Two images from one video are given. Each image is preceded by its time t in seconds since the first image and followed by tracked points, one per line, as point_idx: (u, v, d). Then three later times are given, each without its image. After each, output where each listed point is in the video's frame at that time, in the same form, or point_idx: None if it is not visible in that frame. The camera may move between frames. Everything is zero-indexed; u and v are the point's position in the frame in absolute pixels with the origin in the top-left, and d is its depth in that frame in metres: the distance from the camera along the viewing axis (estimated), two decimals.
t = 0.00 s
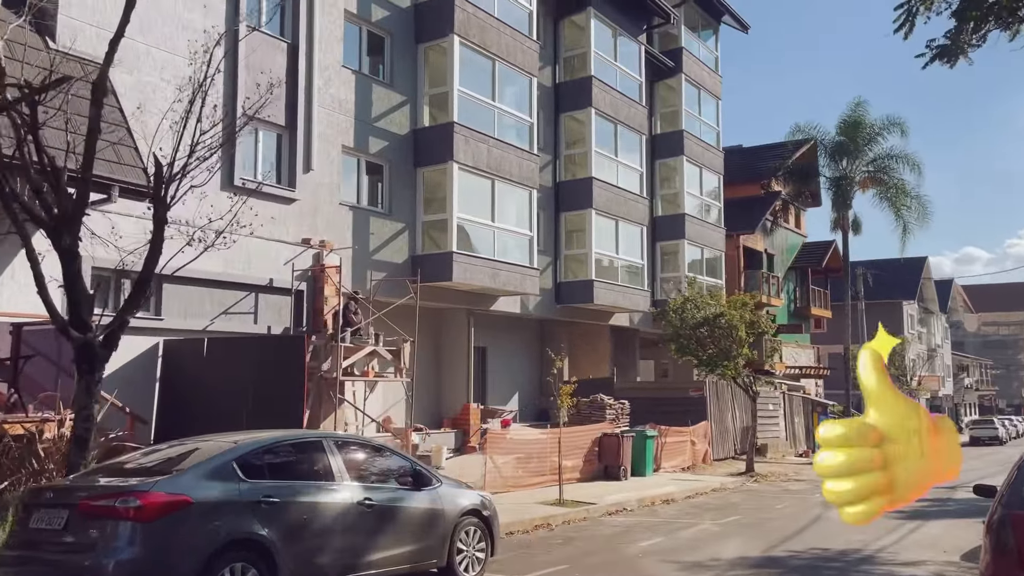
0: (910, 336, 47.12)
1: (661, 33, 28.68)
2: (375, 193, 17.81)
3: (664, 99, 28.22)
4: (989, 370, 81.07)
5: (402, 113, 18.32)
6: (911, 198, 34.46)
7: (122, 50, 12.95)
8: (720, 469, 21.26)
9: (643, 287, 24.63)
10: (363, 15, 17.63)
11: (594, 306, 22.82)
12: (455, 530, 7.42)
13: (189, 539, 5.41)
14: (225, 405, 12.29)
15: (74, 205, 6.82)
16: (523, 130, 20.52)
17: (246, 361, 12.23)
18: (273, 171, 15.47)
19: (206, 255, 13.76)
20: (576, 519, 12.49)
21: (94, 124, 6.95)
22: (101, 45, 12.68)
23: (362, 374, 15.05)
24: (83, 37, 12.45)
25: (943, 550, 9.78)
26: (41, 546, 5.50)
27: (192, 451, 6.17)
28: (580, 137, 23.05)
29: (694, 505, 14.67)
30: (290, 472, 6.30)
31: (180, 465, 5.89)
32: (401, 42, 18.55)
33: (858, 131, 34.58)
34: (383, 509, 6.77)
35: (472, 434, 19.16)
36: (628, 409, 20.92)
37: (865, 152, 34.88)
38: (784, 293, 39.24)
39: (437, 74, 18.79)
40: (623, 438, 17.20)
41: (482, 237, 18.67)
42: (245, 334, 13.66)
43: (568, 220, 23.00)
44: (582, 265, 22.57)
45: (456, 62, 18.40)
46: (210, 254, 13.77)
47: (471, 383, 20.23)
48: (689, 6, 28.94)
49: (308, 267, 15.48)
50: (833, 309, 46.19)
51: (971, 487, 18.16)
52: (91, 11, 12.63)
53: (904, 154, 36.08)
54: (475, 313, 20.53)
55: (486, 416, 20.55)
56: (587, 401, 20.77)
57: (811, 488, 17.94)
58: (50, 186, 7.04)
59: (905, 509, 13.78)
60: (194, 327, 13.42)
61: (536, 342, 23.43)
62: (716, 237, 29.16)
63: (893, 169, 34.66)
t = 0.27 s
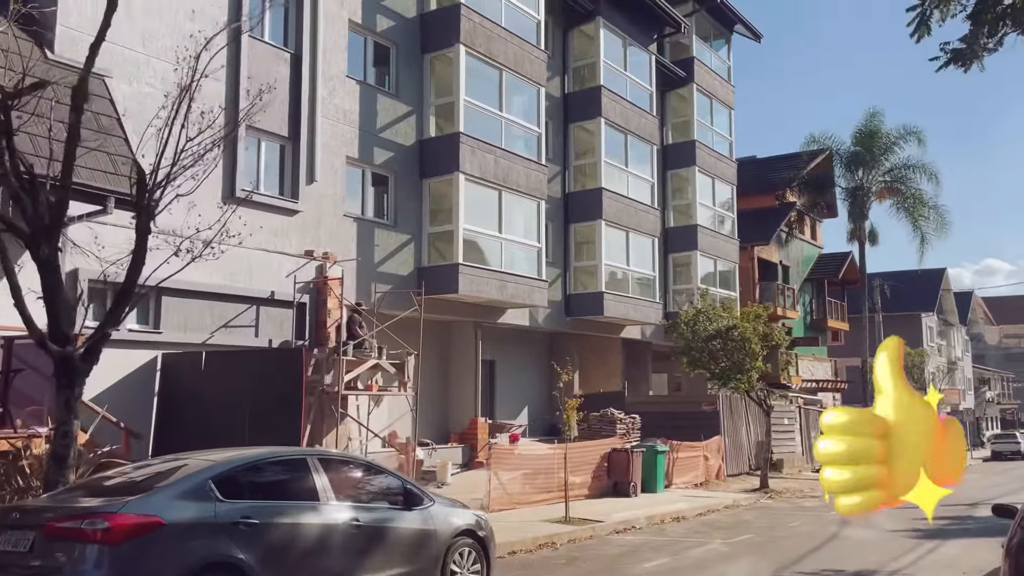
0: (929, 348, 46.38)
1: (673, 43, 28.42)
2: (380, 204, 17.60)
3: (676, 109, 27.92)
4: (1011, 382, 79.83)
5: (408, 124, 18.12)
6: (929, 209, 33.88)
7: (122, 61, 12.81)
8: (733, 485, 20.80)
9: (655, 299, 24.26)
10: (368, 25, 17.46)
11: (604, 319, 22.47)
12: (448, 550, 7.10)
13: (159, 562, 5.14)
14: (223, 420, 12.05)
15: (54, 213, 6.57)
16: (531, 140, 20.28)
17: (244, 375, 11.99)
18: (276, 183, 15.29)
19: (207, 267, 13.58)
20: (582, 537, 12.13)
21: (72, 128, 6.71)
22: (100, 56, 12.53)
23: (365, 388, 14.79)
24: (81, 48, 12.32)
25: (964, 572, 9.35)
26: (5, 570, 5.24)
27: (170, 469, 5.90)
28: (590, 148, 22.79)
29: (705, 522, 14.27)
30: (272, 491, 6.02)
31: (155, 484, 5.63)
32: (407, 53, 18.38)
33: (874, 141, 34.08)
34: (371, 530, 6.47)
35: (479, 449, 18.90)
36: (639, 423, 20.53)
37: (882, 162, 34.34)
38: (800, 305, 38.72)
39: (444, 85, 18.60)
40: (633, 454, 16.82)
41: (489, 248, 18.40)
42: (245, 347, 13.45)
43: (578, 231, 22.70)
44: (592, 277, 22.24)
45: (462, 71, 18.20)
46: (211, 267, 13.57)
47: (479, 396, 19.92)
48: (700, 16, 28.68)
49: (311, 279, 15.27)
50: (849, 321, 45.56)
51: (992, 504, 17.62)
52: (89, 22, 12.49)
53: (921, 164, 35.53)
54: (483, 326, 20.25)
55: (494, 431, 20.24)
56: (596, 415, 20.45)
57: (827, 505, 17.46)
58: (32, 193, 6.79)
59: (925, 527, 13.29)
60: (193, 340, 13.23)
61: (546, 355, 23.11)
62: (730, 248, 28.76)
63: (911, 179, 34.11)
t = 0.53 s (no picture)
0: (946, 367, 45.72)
1: (682, 59, 28.28)
2: (384, 219, 17.46)
3: (685, 125, 27.74)
4: None
5: (412, 139, 18.02)
6: (944, 225, 33.40)
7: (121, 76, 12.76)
8: (745, 505, 20.38)
9: (664, 316, 23.96)
10: (372, 41, 17.40)
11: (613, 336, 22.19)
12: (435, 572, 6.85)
13: None
14: (220, 438, 11.87)
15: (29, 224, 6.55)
16: (537, 156, 20.13)
17: (241, 392, 11.81)
18: (278, 199, 15.19)
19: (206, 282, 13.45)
20: (585, 558, 11.82)
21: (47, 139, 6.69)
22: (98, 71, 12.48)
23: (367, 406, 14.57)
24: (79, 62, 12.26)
25: None
26: None
27: (141, 486, 5.72)
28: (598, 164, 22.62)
29: (713, 544, 13.91)
30: (249, 510, 5.84)
31: (123, 502, 5.43)
32: (412, 68, 18.32)
33: (888, 157, 33.68)
34: (351, 551, 6.23)
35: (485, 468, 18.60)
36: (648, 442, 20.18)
37: (896, 179, 33.91)
38: (814, 323, 38.27)
39: (448, 100, 18.51)
40: (640, 473, 16.48)
41: (494, 265, 18.21)
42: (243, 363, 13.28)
43: (586, 248, 22.49)
44: (601, 294, 21.98)
45: (467, 87, 18.09)
46: (209, 283, 13.45)
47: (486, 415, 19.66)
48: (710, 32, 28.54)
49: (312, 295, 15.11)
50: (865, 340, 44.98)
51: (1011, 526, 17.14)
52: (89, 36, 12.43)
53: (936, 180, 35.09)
54: (489, 343, 20.03)
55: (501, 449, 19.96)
56: (605, 434, 20.13)
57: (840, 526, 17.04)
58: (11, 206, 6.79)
59: (940, 550, 12.88)
60: (191, 356, 13.08)
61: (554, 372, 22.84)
62: (742, 265, 28.45)
63: (925, 195, 33.68)
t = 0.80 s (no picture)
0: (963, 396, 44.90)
1: (690, 84, 28.12)
2: (386, 245, 17.25)
3: (694, 151, 27.52)
4: None
5: (415, 165, 17.86)
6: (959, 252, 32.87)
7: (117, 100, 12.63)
8: (757, 538, 19.82)
9: (673, 343, 23.56)
10: (375, 66, 17.29)
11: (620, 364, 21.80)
12: None
13: None
14: (211, 469, 11.57)
15: None
16: (543, 182, 19.92)
17: (233, 421, 11.53)
18: (276, 224, 15.00)
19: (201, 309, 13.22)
20: None
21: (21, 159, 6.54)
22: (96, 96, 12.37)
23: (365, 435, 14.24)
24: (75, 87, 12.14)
25: None
26: None
27: (103, 520, 5.44)
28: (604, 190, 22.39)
29: None
30: (220, 548, 5.57)
31: (82, 537, 5.15)
32: (415, 94, 18.19)
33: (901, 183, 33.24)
34: None
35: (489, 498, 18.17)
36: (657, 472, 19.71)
37: (909, 205, 33.44)
38: (828, 350, 37.69)
39: (452, 125, 18.35)
40: (646, 505, 16.01)
41: (498, 291, 17.93)
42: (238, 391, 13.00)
43: (593, 274, 22.20)
44: (608, 321, 21.62)
45: (470, 112, 17.94)
46: (204, 309, 13.23)
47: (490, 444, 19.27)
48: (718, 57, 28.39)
49: (311, 322, 14.85)
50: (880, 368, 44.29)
51: None
52: (86, 61, 12.33)
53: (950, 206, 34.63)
54: (494, 371, 19.69)
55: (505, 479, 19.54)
56: (611, 464, 19.69)
57: (854, 561, 16.48)
58: None
59: None
60: (184, 384, 12.82)
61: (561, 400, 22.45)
62: (753, 292, 28.03)
63: (939, 222, 33.20)
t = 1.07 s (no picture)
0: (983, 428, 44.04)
1: (700, 112, 28.00)
2: (390, 272, 17.06)
3: (703, 179, 27.34)
4: None
5: (420, 191, 17.73)
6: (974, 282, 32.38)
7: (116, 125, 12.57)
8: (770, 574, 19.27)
9: (683, 373, 23.18)
10: (381, 93, 17.24)
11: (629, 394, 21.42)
12: None
13: None
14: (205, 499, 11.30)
15: None
16: (549, 209, 19.73)
17: (228, 450, 11.28)
18: (278, 250, 14.85)
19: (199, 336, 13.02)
20: None
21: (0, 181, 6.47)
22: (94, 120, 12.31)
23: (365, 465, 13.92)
24: (76, 112, 12.09)
25: None
26: None
27: (74, 551, 5.20)
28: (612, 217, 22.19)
29: None
30: None
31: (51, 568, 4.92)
32: (420, 120, 18.12)
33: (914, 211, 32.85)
34: None
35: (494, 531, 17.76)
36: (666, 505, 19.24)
37: (923, 234, 33.02)
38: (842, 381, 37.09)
39: (457, 152, 18.24)
40: (654, 540, 15.57)
41: (503, 319, 17.67)
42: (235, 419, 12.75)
43: (601, 302, 21.93)
44: (616, 350, 21.28)
45: (476, 138, 17.82)
46: (201, 336, 13.03)
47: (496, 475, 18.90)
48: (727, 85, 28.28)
49: (312, 349, 14.62)
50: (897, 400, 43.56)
51: None
52: (85, 85, 12.29)
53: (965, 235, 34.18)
54: (500, 400, 19.37)
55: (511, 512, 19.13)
56: (620, 496, 19.24)
57: None
58: None
59: None
60: (180, 412, 12.59)
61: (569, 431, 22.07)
62: (764, 321, 27.64)
63: (954, 251, 32.76)
